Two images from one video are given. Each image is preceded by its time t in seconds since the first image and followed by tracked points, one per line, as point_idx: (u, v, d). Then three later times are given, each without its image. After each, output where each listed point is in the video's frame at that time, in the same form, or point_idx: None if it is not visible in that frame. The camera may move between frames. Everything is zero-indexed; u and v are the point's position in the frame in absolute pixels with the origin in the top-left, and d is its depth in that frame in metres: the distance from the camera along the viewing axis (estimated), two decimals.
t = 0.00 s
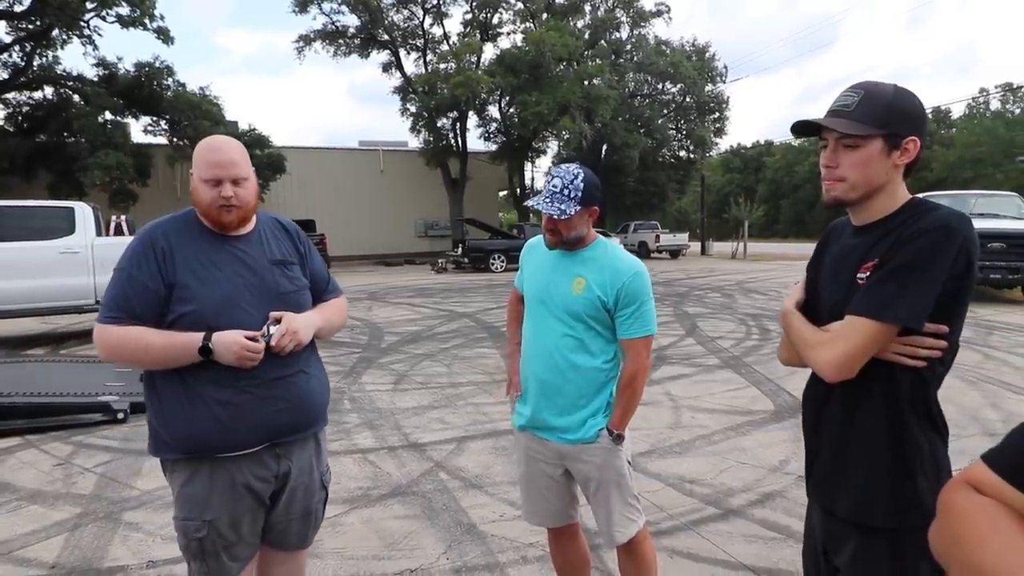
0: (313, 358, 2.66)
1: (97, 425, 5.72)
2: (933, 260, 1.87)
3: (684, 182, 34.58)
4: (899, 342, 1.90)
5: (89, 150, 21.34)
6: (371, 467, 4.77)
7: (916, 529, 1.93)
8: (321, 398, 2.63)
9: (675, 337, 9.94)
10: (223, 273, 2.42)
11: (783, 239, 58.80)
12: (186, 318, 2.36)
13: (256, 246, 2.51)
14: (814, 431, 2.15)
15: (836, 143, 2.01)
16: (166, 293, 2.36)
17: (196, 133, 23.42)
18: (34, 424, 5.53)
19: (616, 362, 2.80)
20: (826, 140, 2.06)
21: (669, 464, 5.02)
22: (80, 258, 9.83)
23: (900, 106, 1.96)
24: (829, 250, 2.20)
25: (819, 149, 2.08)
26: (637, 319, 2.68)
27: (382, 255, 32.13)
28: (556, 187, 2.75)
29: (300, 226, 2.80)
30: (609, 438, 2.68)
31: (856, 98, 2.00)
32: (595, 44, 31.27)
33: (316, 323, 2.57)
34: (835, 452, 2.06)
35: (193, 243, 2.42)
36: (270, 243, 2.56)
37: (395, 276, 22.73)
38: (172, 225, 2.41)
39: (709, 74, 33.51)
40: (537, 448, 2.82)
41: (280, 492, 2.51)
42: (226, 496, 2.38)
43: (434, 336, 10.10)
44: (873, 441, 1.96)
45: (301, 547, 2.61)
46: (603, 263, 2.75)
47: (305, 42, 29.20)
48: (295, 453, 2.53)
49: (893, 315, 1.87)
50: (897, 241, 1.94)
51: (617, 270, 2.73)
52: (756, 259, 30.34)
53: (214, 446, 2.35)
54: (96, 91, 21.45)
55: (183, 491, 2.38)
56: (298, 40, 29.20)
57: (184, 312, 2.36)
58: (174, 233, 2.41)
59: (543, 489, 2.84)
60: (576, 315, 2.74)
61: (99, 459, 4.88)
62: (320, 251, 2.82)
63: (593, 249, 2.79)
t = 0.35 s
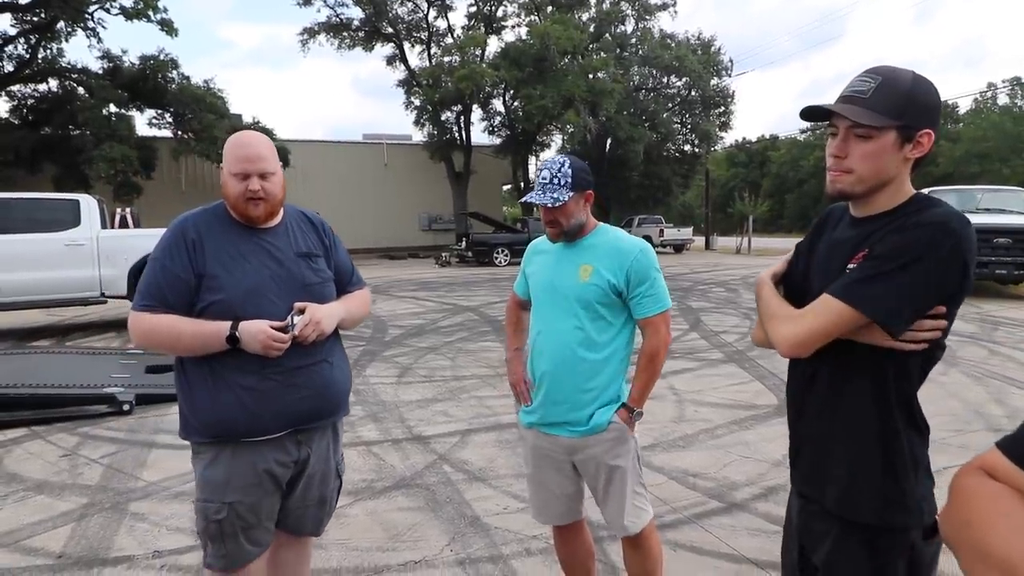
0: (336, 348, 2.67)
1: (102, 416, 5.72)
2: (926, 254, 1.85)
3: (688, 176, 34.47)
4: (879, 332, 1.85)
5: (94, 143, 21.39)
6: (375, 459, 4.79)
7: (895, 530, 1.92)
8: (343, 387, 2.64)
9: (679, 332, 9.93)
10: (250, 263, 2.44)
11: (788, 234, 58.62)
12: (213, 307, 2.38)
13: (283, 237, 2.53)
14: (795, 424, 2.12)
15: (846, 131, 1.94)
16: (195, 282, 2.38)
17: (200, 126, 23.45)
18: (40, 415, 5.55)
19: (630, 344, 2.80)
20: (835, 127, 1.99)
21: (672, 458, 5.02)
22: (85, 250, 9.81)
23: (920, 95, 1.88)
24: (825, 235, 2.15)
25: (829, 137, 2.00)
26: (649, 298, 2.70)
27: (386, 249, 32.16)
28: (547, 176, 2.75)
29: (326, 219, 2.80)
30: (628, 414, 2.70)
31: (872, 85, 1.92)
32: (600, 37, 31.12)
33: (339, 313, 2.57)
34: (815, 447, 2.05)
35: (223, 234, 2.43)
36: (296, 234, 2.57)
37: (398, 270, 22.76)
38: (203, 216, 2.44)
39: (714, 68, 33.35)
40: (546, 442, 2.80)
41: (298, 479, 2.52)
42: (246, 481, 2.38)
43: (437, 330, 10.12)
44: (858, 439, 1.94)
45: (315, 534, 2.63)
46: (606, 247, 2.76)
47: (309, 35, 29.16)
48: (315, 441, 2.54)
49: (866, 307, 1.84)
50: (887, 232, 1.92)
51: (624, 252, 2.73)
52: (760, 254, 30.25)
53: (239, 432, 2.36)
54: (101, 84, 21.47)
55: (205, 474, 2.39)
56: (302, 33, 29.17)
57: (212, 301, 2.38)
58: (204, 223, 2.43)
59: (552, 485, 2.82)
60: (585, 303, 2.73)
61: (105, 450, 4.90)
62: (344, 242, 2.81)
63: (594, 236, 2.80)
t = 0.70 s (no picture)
0: (347, 347, 2.64)
1: (104, 415, 5.72)
2: (952, 270, 1.80)
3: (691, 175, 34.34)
4: (897, 351, 1.82)
5: (97, 141, 21.43)
6: (377, 458, 4.78)
7: (892, 545, 1.91)
8: (353, 386, 2.61)
9: (681, 330, 9.91)
10: (261, 262, 2.42)
11: (791, 232, 58.54)
12: (224, 304, 2.38)
13: (294, 235, 2.51)
14: (786, 432, 2.09)
15: (882, 132, 1.92)
16: (206, 280, 2.38)
17: (203, 125, 23.48)
18: (41, 414, 5.55)
19: (632, 349, 2.78)
20: (865, 128, 1.94)
21: (675, 457, 5.00)
22: (88, 249, 9.82)
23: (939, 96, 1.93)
24: (822, 239, 2.11)
25: (858, 138, 1.95)
26: (650, 301, 2.68)
27: (388, 247, 32.17)
28: (548, 174, 2.73)
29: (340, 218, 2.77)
30: (627, 424, 2.66)
31: (904, 84, 1.91)
32: (602, 35, 31.07)
33: (349, 313, 2.54)
34: (808, 458, 2.02)
35: (235, 231, 2.43)
36: (308, 234, 2.55)
37: (401, 268, 22.77)
38: (217, 214, 2.44)
39: (717, 66, 33.28)
40: (549, 447, 2.78)
41: (303, 476, 2.51)
42: (252, 476, 2.37)
43: (439, 328, 10.11)
44: (856, 452, 1.92)
45: (322, 532, 2.61)
46: (610, 249, 2.74)
47: (311, 33, 29.17)
48: (322, 439, 2.52)
49: (891, 322, 1.80)
50: (907, 248, 1.86)
51: (627, 254, 2.72)
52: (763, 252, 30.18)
53: (247, 428, 2.36)
54: (104, 83, 21.51)
55: (213, 469, 2.38)
56: (304, 31, 29.17)
57: (223, 299, 2.38)
58: (218, 221, 2.43)
59: (553, 488, 2.80)
60: (587, 304, 2.72)
61: (107, 448, 4.90)
62: (357, 242, 2.77)
63: (598, 236, 2.78)
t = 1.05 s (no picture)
0: (342, 348, 2.61)
1: (96, 417, 5.69)
2: (970, 276, 1.79)
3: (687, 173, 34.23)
4: (909, 354, 1.83)
5: (91, 141, 21.32)
6: (372, 459, 4.75)
7: (891, 548, 1.90)
8: (347, 388, 2.58)
9: (677, 328, 9.89)
10: (254, 261, 2.39)
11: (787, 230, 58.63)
12: (216, 304, 2.35)
13: (287, 234, 2.47)
14: (780, 432, 2.07)
15: (891, 134, 1.90)
16: (199, 279, 2.35)
17: (198, 124, 23.38)
18: (32, 417, 5.53)
19: (624, 349, 2.75)
20: (872, 128, 1.92)
21: (671, 456, 4.98)
22: (81, 249, 9.76)
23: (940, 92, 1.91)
24: (819, 237, 2.09)
25: (862, 137, 1.94)
26: (641, 301, 2.66)
27: (385, 247, 32.10)
28: (548, 166, 2.73)
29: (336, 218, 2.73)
30: (618, 425, 2.64)
31: (909, 83, 1.88)
32: (598, 33, 31.06)
33: (342, 312, 2.50)
34: (804, 460, 2.00)
35: (227, 230, 2.40)
36: (302, 234, 2.51)
37: (397, 267, 22.72)
38: (211, 214, 2.42)
39: (712, 64, 33.28)
40: (543, 447, 2.76)
41: (295, 478, 2.47)
42: (243, 477, 2.34)
43: (435, 328, 10.08)
44: (856, 454, 1.90)
45: (315, 535, 2.57)
46: (603, 248, 2.71)
47: (306, 32, 29.09)
48: (315, 440, 2.49)
49: (917, 327, 1.78)
50: (922, 251, 1.84)
51: (619, 253, 2.69)
52: (759, 250, 30.20)
53: (238, 429, 2.33)
54: (97, 82, 21.39)
55: (205, 470, 2.35)
56: (299, 30, 29.09)
57: (214, 298, 2.35)
58: (211, 221, 2.40)
59: (547, 489, 2.78)
60: (580, 304, 2.69)
61: (98, 451, 4.86)
62: (353, 240, 2.73)
63: (590, 234, 2.75)
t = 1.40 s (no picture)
0: (282, 350, 2.52)
1: (27, 427, 5.46)
2: (900, 273, 1.86)
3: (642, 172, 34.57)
4: (847, 346, 1.86)
5: (23, 134, 20.25)
6: (320, 462, 4.64)
7: (827, 533, 1.94)
8: (288, 392, 2.50)
9: (630, 325, 10.02)
10: (185, 260, 2.29)
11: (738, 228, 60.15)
12: (144, 305, 2.25)
13: (220, 232, 2.37)
14: (730, 422, 2.10)
15: (807, 134, 1.94)
16: (124, 279, 2.24)
17: (141, 118, 22.48)
18: None
19: (569, 348, 2.76)
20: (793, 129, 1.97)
21: (621, 451, 5.03)
22: (12, 248, 9.25)
23: (874, 93, 1.89)
24: (774, 234, 2.14)
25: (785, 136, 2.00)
26: (586, 299, 2.66)
27: (339, 245, 31.56)
28: (494, 161, 2.71)
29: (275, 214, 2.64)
30: (563, 424, 2.64)
31: (827, 87, 1.93)
32: (554, 32, 31.23)
33: (280, 313, 2.41)
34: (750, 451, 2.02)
35: (155, 228, 2.29)
36: (238, 231, 2.42)
37: (352, 265, 22.31)
38: (138, 211, 2.30)
39: (666, 64, 33.82)
40: (490, 448, 2.73)
41: (232, 485, 2.38)
42: (173, 487, 2.24)
43: (389, 327, 9.94)
44: (797, 446, 1.94)
45: (254, 544, 2.48)
46: (549, 246, 2.70)
47: (256, 24, 28.34)
48: (252, 446, 2.40)
49: (852, 317, 1.83)
50: (860, 248, 1.89)
51: (565, 251, 2.69)
52: (711, 247, 30.88)
53: (168, 436, 2.23)
54: (31, 72, 20.32)
55: (132, 480, 2.25)
56: (249, 22, 28.31)
57: (142, 299, 2.25)
58: (137, 218, 2.29)
59: (493, 490, 2.76)
60: (525, 303, 2.67)
61: (27, 462, 4.61)
62: (293, 238, 2.65)
63: (537, 233, 2.74)
